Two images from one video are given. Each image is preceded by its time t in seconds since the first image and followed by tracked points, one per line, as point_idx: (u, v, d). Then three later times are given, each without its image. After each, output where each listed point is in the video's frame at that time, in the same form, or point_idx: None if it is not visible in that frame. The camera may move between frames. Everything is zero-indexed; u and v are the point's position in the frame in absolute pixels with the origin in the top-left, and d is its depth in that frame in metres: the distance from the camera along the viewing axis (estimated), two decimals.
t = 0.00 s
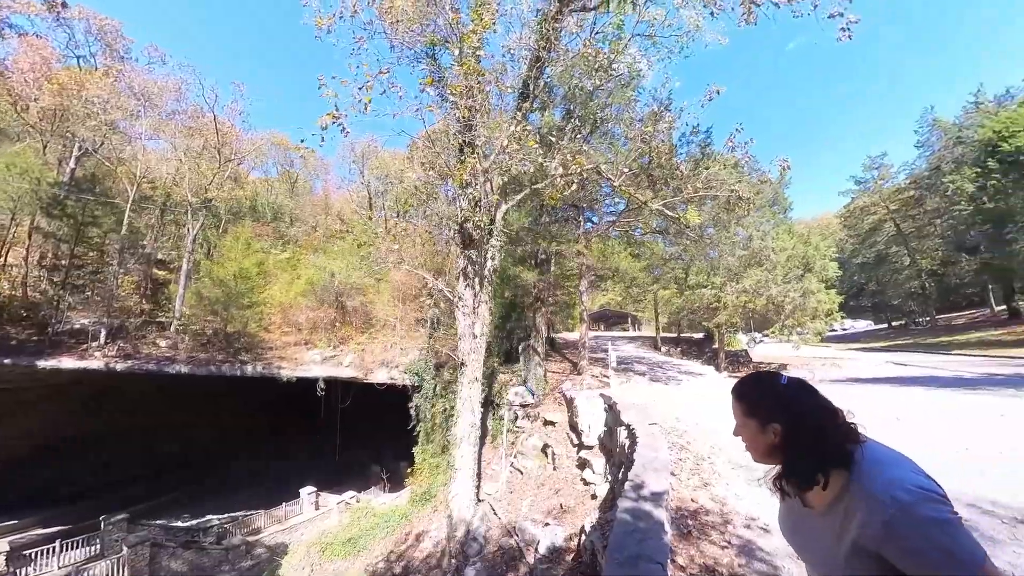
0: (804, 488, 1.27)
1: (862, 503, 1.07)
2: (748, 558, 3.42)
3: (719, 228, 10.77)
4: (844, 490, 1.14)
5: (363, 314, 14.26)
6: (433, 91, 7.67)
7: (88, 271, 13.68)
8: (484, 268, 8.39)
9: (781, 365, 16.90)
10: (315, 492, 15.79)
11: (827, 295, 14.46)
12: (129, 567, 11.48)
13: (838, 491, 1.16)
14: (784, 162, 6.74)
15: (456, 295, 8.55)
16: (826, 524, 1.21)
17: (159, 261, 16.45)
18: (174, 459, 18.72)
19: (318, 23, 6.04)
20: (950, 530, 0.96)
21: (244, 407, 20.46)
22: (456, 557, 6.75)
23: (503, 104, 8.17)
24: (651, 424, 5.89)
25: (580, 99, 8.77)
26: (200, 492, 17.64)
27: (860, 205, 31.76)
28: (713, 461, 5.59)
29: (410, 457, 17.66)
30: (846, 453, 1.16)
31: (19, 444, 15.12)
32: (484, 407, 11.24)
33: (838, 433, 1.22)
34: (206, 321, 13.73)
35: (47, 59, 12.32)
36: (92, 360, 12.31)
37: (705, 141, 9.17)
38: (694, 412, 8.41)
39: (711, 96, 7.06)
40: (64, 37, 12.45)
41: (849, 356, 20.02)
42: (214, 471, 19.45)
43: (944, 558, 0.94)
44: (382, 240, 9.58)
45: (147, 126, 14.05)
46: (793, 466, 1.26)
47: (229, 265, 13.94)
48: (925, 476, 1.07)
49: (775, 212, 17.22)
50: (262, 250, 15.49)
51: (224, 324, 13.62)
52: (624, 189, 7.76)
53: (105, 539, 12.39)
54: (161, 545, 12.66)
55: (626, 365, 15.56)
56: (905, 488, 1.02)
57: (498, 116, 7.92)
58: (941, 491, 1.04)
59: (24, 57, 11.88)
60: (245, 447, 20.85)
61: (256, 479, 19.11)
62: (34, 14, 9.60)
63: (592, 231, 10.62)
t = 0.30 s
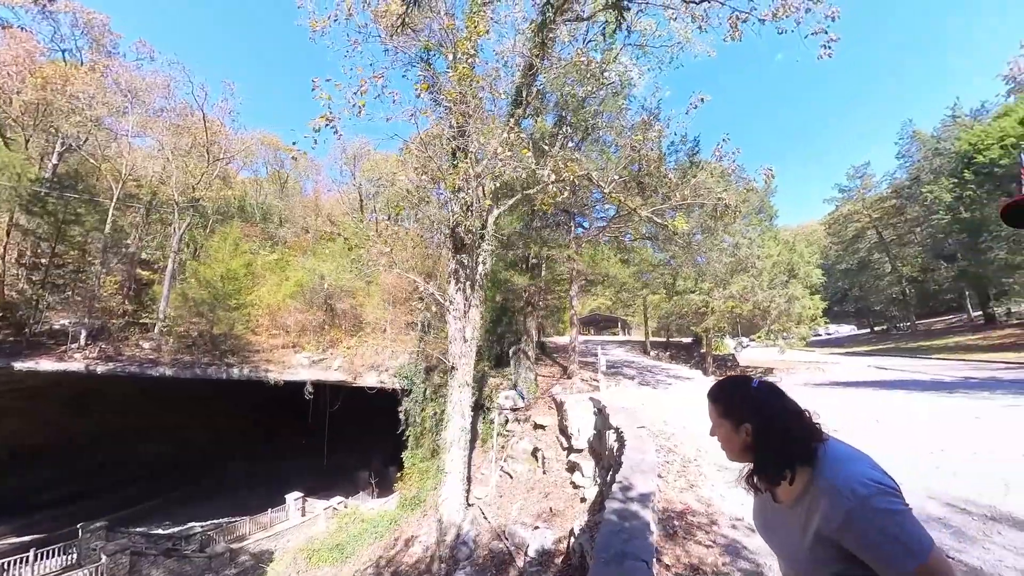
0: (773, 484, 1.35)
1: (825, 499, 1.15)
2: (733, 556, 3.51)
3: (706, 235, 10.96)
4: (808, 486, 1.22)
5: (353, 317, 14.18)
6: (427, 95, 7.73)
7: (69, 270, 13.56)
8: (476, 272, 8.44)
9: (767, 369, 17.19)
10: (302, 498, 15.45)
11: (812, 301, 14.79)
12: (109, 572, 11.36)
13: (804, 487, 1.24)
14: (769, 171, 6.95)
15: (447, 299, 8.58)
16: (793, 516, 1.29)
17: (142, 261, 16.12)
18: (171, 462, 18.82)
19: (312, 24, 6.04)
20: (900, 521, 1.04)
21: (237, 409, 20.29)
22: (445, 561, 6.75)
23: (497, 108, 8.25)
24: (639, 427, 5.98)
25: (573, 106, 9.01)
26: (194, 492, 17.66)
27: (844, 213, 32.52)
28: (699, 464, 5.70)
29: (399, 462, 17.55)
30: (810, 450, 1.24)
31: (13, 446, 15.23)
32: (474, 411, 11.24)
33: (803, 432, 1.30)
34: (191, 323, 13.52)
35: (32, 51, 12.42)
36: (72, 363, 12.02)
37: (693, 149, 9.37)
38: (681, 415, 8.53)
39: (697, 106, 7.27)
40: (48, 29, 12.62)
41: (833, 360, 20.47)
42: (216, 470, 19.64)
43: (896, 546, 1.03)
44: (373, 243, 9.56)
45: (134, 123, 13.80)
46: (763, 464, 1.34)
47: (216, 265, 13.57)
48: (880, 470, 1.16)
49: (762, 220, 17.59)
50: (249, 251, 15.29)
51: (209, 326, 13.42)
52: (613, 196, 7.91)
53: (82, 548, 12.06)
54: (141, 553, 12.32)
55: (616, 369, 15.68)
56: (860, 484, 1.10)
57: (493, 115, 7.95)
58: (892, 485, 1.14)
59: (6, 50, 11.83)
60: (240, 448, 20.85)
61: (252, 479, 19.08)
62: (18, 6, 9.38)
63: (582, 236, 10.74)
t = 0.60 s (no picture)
0: (747, 472, 1.45)
1: (791, 483, 1.25)
2: (716, 554, 3.61)
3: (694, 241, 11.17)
4: (778, 472, 1.33)
5: (342, 319, 14.11)
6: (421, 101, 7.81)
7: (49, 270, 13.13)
8: (467, 276, 8.51)
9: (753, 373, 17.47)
10: (288, 504, 15.13)
11: (795, 306, 15.12)
12: None
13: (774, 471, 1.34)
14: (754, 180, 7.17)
15: (438, 302, 8.61)
16: (762, 500, 1.39)
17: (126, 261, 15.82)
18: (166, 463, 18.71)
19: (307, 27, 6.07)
20: (855, 503, 1.15)
21: (230, 409, 20.29)
22: (435, 565, 6.74)
23: (489, 113, 8.37)
24: (627, 430, 6.08)
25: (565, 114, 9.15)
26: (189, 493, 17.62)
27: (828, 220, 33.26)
28: (685, 465, 5.80)
29: (388, 467, 17.42)
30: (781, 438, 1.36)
31: (13, 446, 14.86)
32: (464, 415, 11.23)
33: (777, 424, 1.41)
34: (175, 324, 13.32)
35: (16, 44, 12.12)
36: (50, 364, 11.70)
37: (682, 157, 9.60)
38: (669, 419, 8.65)
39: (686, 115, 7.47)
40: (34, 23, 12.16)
41: (816, 364, 20.88)
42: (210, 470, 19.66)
43: (851, 527, 1.13)
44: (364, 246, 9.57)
45: (120, 120, 13.61)
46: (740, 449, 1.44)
47: (201, 266, 13.41)
48: (841, 462, 1.27)
49: (748, 226, 17.95)
50: (238, 252, 15.10)
51: (195, 328, 13.24)
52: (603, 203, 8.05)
53: (58, 555, 11.79)
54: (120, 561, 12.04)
55: (605, 373, 15.80)
56: (825, 470, 1.21)
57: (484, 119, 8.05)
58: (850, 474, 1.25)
59: None
60: (240, 447, 21.04)
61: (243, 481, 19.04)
62: None
63: (573, 241, 10.85)
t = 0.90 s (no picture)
0: (725, 453, 1.62)
1: (766, 463, 1.42)
2: (698, 550, 3.72)
3: (682, 248, 11.36)
4: (755, 453, 1.50)
5: (332, 322, 14.02)
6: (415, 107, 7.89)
7: (28, 268, 12.96)
8: (458, 280, 8.57)
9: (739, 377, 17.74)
10: (274, 509, 14.87)
11: (780, 312, 15.43)
12: None
13: (751, 452, 1.51)
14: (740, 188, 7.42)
15: (429, 306, 8.64)
16: (735, 477, 1.55)
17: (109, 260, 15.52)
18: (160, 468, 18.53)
19: (304, 29, 6.11)
20: (819, 481, 1.34)
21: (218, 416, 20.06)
22: (424, 568, 6.76)
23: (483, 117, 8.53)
24: (615, 433, 6.19)
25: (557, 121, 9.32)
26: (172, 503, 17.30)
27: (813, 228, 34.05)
28: (670, 467, 5.93)
29: (377, 471, 17.28)
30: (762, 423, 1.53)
31: (14, 447, 14.51)
32: (454, 418, 11.21)
33: (758, 412, 1.60)
34: (159, 325, 13.16)
35: None
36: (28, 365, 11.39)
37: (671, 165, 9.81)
38: (655, 422, 8.78)
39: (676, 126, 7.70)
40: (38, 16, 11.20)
41: (801, 368, 21.29)
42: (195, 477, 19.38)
43: (814, 503, 1.32)
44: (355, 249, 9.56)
45: (106, 116, 13.32)
46: (724, 430, 1.61)
47: (188, 266, 13.23)
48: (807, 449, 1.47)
49: (735, 233, 18.30)
50: (225, 252, 14.90)
51: (180, 329, 13.07)
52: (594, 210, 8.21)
53: (33, 564, 11.43)
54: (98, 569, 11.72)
55: (594, 377, 15.92)
56: (797, 454, 1.39)
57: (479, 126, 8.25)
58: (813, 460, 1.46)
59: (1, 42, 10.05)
60: (241, 447, 20.94)
61: (236, 486, 19.05)
62: None
63: (563, 246, 10.95)
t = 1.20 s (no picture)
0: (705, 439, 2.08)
1: (738, 445, 1.88)
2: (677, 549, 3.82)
3: (670, 255, 11.56)
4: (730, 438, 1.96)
5: (320, 324, 13.95)
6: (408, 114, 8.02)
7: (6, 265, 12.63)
8: (447, 284, 8.65)
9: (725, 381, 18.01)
10: (259, 515, 14.67)
11: (765, 317, 15.75)
12: None
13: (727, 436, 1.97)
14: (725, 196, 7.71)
15: (418, 309, 8.69)
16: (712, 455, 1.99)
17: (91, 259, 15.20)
18: (157, 468, 18.76)
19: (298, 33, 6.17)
20: (776, 462, 1.81)
21: (213, 418, 20.00)
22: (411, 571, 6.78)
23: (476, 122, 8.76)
24: (601, 436, 6.29)
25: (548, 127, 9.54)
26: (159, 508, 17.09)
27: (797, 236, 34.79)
28: (655, 469, 6.05)
29: (364, 476, 17.14)
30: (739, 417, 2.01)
31: (13, 449, 14.54)
32: (443, 422, 11.20)
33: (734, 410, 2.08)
34: (143, 326, 12.87)
35: None
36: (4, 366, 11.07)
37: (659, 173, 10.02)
38: (641, 425, 8.91)
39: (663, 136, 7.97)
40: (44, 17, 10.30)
41: (786, 373, 21.66)
42: (191, 478, 19.59)
43: (772, 475, 1.77)
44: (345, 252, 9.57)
45: (92, 112, 13.18)
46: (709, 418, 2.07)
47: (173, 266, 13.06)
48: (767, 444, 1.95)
49: (721, 240, 18.67)
50: (212, 253, 14.70)
51: (164, 331, 12.80)
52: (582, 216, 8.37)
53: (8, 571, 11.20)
54: None
55: (583, 381, 16.03)
56: (762, 441, 1.87)
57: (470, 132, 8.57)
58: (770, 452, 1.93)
59: None
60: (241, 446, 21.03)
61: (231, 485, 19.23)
62: None
63: (553, 251, 11.06)
